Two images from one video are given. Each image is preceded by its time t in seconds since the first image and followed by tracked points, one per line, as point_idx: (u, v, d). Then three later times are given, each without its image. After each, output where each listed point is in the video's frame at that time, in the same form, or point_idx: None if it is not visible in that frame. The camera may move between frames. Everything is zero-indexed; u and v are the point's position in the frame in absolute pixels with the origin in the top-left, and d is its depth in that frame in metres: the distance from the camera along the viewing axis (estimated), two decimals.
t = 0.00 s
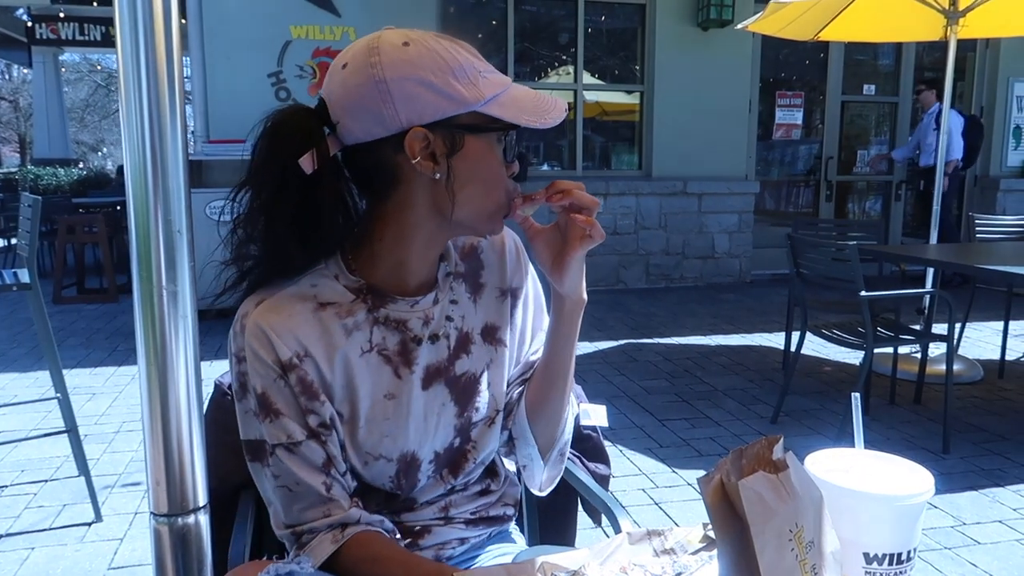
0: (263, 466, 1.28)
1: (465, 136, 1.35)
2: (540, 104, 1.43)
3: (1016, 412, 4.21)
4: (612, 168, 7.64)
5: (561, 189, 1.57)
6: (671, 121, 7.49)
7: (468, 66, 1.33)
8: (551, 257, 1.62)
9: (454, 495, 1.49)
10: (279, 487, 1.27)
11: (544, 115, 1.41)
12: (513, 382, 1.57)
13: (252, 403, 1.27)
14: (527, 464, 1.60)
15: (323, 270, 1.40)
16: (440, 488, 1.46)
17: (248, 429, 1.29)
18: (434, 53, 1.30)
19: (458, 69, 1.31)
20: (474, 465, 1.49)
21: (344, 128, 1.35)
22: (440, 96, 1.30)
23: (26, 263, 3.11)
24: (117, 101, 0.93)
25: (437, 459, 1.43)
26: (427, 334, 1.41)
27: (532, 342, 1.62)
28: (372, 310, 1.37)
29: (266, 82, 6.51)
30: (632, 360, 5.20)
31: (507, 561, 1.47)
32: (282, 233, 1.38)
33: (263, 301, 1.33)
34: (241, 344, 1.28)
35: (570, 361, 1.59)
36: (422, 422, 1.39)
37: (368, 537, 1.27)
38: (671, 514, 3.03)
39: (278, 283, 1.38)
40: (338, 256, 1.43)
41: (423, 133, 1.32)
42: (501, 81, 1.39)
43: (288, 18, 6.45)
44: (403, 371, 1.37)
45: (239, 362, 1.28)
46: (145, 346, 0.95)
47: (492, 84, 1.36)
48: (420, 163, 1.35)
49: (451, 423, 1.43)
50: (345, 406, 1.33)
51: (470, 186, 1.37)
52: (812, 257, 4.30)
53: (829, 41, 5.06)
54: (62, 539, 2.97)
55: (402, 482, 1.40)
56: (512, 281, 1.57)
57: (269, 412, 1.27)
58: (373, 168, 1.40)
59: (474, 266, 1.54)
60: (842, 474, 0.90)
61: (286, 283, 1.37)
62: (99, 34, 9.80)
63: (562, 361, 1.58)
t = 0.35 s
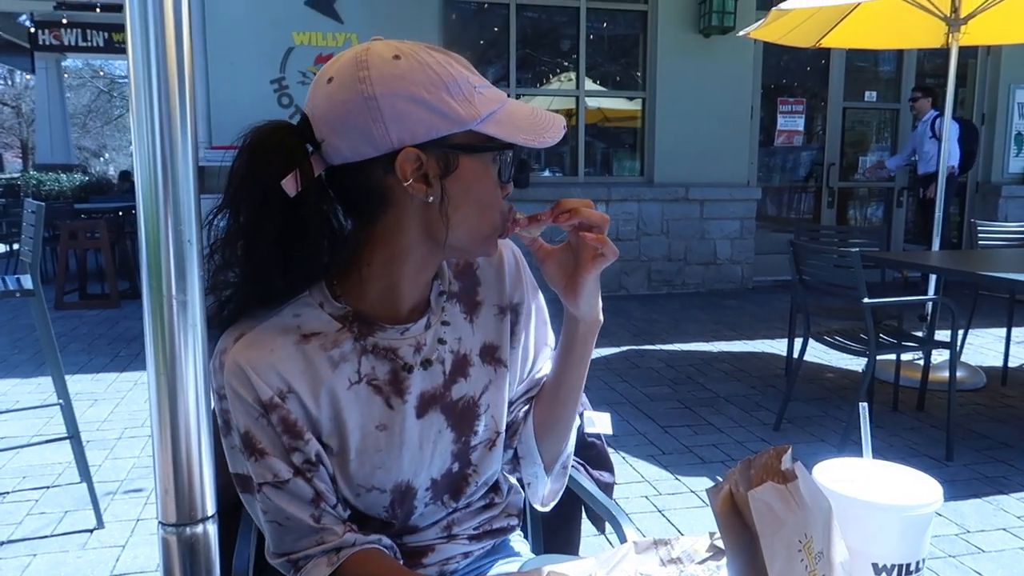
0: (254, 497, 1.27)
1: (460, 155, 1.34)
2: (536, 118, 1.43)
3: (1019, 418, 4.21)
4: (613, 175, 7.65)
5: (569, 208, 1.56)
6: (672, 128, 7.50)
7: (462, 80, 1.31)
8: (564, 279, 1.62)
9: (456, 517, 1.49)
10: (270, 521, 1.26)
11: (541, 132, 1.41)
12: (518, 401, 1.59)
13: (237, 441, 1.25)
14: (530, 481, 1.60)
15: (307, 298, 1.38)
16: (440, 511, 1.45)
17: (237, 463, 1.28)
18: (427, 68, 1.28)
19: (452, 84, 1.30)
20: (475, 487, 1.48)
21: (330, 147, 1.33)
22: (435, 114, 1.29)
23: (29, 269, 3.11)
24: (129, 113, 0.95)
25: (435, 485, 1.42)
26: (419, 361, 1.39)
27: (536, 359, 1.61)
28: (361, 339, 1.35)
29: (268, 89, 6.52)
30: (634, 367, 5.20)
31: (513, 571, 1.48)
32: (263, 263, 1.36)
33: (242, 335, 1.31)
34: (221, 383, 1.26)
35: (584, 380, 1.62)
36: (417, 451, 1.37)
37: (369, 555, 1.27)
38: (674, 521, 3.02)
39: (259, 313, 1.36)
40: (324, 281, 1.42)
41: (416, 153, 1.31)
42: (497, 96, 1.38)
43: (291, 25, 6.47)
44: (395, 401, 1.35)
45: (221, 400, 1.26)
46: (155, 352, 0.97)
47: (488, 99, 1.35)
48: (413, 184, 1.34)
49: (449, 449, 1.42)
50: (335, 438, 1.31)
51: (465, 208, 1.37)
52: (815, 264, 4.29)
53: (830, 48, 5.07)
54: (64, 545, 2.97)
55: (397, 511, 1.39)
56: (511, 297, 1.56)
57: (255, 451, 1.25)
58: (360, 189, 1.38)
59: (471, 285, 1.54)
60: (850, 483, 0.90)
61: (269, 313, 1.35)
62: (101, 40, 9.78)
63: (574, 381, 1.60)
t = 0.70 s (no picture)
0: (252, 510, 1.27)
1: (452, 165, 1.33)
2: (533, 125, 1.42)
3: None
4: (616, 181, 7.65)
5: (595, 231, 1.49)
6: (675, 135, 7.51)
7: (451, 87, 1.31)
8: (583, 298, 1.59)
9: (460, 528, 1.48)
10: (269, 532, 1.26)
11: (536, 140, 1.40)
12: (520, 412, 1.58)
13: (232, 453, 1.25)
14: (531, 492, 1.59)
15: (301, 309, 1.37)
16: (443, 523, 1.44)
17: (232, 475, 1.28)
18: (416, 77, 1.28)
19: (441, 92, 1.29)
20: (478, 497, 1.47)
21: (321, 160, 1.33)
22: (425, 124, 1.28)
23: (33, 276, 3.11)
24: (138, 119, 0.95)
25: (436, 497, 1.41)
26: (415, 371, 1.39)
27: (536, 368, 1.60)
28: (356, 350, 1.35)
29: (272, 95, 6.53)
30: (638, 374, 5.19)
31: None
32: (257, 274, 1.36)
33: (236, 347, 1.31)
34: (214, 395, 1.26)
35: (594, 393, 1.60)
36: (416, 462, 1.37)
37: (371, 565, 1.28)
38: (679, 530, 3.01)
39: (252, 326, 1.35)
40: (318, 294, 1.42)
41: (407, 165, 1.31)
42: (491, 103, 1.37)
43: (294, 32, 6.49)
44: (391, 412, 1.35)
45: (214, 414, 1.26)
46: (162, 359, 0.96)
47: (478, 107, 1.34)
48: (404, 198, 1.33)
49: (449, 460, 1.41)
50: (332, 449, 1.31)
51: (460, 219, 1.36)
52: (819, 270, 4.28)
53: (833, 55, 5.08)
54: (66, 552, 2.96)
55: (397, 523, 1.39)
56: (510, 305, 1.54)
57: (251, 462, 1.25)
58: (352, 201, 1.38)
59: (470, 294, 1.53)
60: (861, 495, 0.90)
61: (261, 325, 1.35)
62: (105, 47, 9.89)
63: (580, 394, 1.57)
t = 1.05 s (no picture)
0: (256, 503, 1.27)
1: (416, 187, 1.28)
2: (526, 156, 1.31)
3: None
4: (621, 188, 7.65)
5: (672, 302, 1.35)
6: (680, 142, 7.51)
7: (421, 110, 1.25)
8: (623, 350, 1.39)
9: (466, 536, 1.46)
10: (272, 521, 1.26)
11: (516, 176, 1.28)
12: (527, 429, 1.55)
13: (240, 442, 1.27)
14: (530, 513, 1.53)
15: (315, 306, 1.40)
16: (448, 533, 1.43)
17: (239, 466, 1.29)
18: (393, 92, 1.25)
19: (405, 115, 1.24)
20: (486, 508, 1.45)
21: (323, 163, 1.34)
22: (389, 144, 1.24)
23: (40, 283, 3.12)
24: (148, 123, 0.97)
25: (442, 507, 1.40)
26: (420, 376, 1.38)
27: (547, 380, 1.58)
28: (363, 350, 1.35)
29: (277, 103, 6.55)
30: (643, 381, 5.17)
31: None
32: (277, 269, 1.42)
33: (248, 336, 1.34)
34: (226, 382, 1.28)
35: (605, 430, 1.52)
36: (421, 467, 1.36)
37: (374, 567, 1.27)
38: (685, 538, 3.00)
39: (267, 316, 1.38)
40: (330, 291, 1.43)
41: (370, 179, 1.30)
42: (474, 128, 1.29)
43: (300, 40, 6.51)
44: (395, 413, 1.35)
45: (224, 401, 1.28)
46: (171, 366, 0.97)
47: (455, 134, 1.27)
48: (365, 210, 1.31)
49: (456, 466, 1.40)
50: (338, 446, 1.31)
51: (429, 244, 1.30)
52: (825, 278, 4.27)
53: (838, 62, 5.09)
54: (71, 560, 2.96)
55: (400, 528, 1.38)
56: (524, 318, 1.53)
57: (259, 450, 1.26)
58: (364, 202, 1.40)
59: (484, 304, 1.52)
60: (871, 504, 0.89)
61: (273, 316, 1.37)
62: (112, 55, 9.81)
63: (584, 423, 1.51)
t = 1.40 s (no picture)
0: (267, 503, 1.27)
1: (395, 192, 1.27)
2: (494, 177, 1.26)
3: None
4: (625, 191, 7.65)
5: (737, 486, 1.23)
6: (684, 145, 7.51)
7: (412, 114, 1.25)
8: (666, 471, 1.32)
9: (473, 542, 1.46)
10: (283, 521, 1.26)
11: (476, 196, 1.24)
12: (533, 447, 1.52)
13: (253, 440, 1.27)
14: (533, 529, 1.49)
15: (329, 308, 1.39)
16: (455, 539, 1.42)
17: (250, 464, 1.29)
18: (388, 96, 1.26)
19: (396, 118, 1.25)
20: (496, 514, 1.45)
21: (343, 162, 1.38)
22: (375, 146, 1.26)
23: (45, 286, 3.12)
24: (156, 132, 1.01)
25: (449, 515, 1.40)
26: (430, 384, 1.37)
27: (561, 391, 1.54)
28: (374, 354, 1.35)
29: (282, 106, 6.57)
30: (647, 384, 5.17)
31: None
32: (306, 273, 1.46)
33: (262, 335, 1.33)
34: (240, 380, 1.28)
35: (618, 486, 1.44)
36: (430, 474, 1.36)
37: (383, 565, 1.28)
38: (690, 541, 2.99)
39: (286, 313, 1.38)
40: (344, 293, 1.43)
41: (364, 178, 1.29)
42: (457, 140, 1.27)
43: (304, 44, 6.53)
44: (405, 419, 1.34)
45: (237, 400, 1.27)
46: (178, 368, 1.02)
47: (440, 142, 1.25)
48: (359, 209, 1.32)
49: (465, 474, 1.40)
50: (349, 450, 1.31)
51: (412, 255, 1.29)
52: (831, 281, 4.27)
53: (842, 65, 5.10)
54: (75, 563, 2.96)
55: (406, 534, 1.38)
56: (537, 328, 1.51)
57: (271, 450, 1.26)
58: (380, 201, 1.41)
59: (499, 312, 1.50)
60: (880, 507, 0.89)
61: (289, 315, 1.38)
62: (117, 58, 9.95)
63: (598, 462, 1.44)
